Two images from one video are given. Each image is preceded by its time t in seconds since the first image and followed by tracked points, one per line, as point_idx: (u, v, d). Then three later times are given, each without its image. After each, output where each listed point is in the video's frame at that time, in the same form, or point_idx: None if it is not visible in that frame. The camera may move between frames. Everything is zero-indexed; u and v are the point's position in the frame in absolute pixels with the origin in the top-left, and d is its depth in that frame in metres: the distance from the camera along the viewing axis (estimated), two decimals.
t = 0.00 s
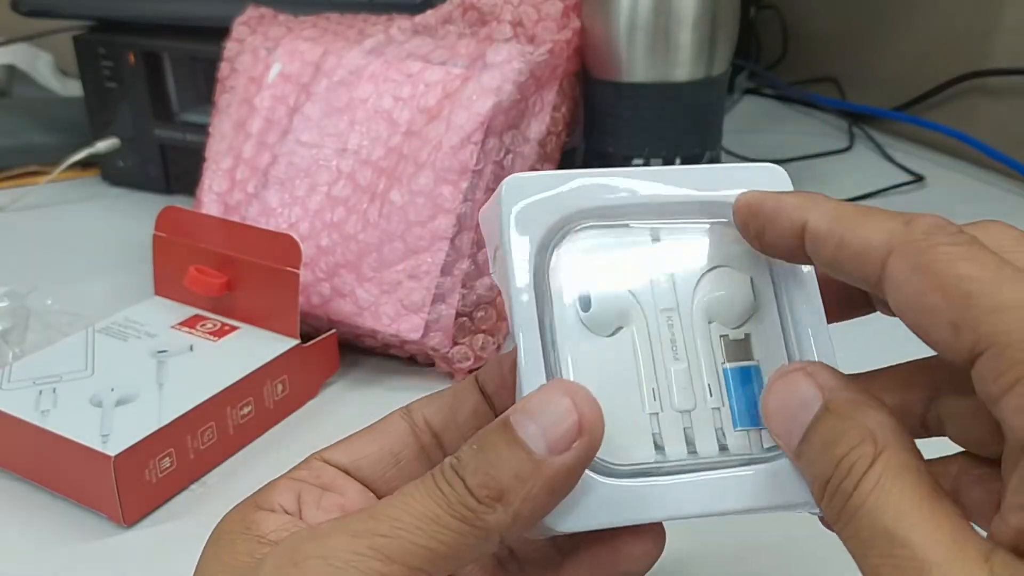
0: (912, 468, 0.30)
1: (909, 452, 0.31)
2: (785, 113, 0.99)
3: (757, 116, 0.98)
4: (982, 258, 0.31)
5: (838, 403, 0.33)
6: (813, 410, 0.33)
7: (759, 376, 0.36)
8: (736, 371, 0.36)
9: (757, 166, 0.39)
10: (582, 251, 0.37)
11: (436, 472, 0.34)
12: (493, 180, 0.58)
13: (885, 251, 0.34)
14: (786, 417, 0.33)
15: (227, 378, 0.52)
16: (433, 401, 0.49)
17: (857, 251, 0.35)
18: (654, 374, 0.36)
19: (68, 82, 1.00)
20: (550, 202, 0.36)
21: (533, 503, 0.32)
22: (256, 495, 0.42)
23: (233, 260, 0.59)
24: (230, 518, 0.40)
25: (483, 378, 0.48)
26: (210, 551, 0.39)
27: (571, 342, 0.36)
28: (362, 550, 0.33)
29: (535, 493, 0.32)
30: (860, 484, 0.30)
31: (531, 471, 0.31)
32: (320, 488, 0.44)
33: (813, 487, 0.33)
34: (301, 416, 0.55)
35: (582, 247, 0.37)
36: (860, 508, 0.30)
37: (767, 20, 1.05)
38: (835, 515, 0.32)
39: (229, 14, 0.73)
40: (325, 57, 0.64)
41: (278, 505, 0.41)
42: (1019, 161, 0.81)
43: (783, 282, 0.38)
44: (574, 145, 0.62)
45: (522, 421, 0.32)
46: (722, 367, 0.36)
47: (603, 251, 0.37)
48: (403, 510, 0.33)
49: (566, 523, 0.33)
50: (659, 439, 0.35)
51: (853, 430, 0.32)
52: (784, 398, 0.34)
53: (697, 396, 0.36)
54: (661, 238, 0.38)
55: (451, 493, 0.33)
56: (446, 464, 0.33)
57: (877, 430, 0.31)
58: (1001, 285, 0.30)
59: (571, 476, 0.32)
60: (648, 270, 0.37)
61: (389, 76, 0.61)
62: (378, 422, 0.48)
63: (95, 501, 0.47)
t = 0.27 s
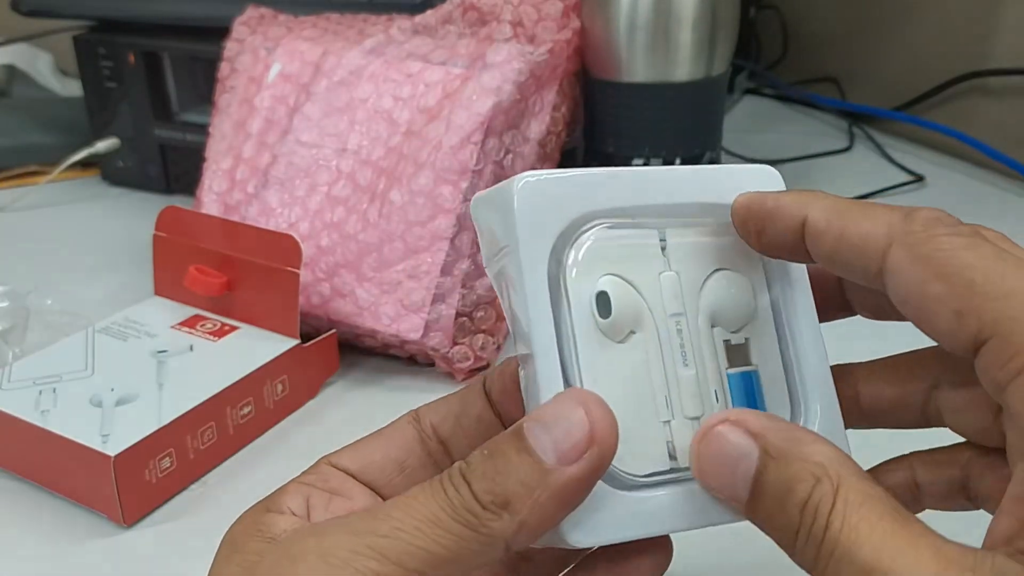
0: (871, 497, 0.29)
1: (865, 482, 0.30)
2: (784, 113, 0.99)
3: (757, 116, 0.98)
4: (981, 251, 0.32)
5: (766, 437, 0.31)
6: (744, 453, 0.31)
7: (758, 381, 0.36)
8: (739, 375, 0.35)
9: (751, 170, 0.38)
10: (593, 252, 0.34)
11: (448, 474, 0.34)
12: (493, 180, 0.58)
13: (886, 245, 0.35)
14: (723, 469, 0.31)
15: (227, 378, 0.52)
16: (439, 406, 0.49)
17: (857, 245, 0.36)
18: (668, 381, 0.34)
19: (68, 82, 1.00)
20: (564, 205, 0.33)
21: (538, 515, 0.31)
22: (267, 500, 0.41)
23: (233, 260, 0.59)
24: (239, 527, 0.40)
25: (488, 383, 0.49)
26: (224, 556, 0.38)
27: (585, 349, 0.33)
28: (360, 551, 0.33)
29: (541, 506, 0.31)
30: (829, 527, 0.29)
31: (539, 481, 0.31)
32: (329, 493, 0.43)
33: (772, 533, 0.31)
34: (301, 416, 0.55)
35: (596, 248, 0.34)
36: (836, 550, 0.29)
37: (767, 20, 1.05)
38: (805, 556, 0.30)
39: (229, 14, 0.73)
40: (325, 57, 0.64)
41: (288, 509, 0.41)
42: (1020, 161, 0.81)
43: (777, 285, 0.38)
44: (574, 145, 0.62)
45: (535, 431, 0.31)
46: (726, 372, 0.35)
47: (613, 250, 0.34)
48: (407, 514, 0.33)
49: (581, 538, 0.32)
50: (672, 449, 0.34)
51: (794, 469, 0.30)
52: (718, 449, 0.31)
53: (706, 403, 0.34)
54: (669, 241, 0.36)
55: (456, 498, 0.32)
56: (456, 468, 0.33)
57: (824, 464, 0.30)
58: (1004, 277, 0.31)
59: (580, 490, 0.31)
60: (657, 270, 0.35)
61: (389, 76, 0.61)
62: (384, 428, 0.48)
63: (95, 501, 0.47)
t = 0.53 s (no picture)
0: (840, 478, 0.28)
1: (830, 463, 0.29)
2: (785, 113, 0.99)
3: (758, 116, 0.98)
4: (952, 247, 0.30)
5: (727, 425, 0.30)
6: (700, 442, 0.30)
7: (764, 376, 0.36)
8: (746, 373, 0.35)
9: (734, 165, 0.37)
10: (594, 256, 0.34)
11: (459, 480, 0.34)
12: (493, 180, 0.58)
13: (857, 255, 0.32)
14: (675, 460, 0.30)
15: (227, 378, 0.52)
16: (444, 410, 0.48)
17: (830, 258, 0.33)
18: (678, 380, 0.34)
19: (68, 82, 1.00)
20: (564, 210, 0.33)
21: (545, 527, 0.31)
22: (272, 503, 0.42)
23: (233, 260, 0.59)
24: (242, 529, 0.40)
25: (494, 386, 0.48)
26: (230, 555, 0.39)
27: (597, 352, 0.33)
28: (366, 553, 0.33)
29: (548, 520, 0.31)
30: (797, 513, 0.28)
31: (548, 494, 0.31)
32: (332, 497, 0.44)
33: (734, 525, 0.30)
34: (302, 416, 0.55)
35: (598, 252, 0.34)
36: (808, 538, 0.28)
37: (767, 20, 1.05)
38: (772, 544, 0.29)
39: (229, 13, 0.73)
40: (325, 57, 0.64)
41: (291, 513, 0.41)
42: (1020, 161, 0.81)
43: (775, 291, 0.37)
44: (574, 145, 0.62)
45: (549, 443, 0.30)
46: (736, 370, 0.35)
47: (614, 251, 0.34)
48: (414, 519, 0.33)
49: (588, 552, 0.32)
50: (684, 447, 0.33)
51: (756, 456, 0.29)
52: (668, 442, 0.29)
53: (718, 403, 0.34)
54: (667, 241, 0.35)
55: (463, 506, 0.32)
56: (467, 475, 0.33)
57: (788, 447, 0.29)
58: (978, 271, 0.29)
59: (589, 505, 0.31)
60: (658, 273, 0.35)
61: (389, 76, 0.61)
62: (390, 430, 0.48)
63: (95, 501, 0.47)
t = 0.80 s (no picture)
0: (827, 486, 0.28)
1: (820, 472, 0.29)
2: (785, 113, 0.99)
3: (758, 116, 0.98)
4: (940, 252, 0.30)
5: (710, 437, 0.29)
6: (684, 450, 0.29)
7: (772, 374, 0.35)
8: (756, 369, 0.35)
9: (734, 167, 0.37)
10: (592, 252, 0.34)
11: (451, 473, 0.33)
12: (493, 180, 0.58)
13: (849, 267, 0.32)
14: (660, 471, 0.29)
15: (227, 378, 0.52)
16: (449, 406, 0.48)
17: (823, 273, 0.33)
18: (683, 374, 0.33)
19: (68, 82, 1.00)
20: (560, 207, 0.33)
21: (539, 516, 0.31)
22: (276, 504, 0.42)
23: (233, 260, 0.59)
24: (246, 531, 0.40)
25: (501, 382, 0.48)
26: (236, 556, 0.38)
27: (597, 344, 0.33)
28: (357, 549, 0.33)
29: (540, 508, 0.31)
30: (793, 520, 0.28)
31: (540, 484, 0.30)
32: (339, 496, 0.44)
33: (726, 538, 0.30)
34: (302, 416, 0.55)
35: (596, 247, 0.34)
36: (804, 549, 0.27)
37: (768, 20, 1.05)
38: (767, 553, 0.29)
39: (228, 13, 0.72)
40: (325, 57, 0.64)
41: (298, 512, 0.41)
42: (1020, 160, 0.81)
43: (782, 292, 0.37)
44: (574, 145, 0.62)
45: (541, 433, 0.30)
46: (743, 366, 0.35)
47: (613, 247, 0.34)
48: (407, 514, 0.33)
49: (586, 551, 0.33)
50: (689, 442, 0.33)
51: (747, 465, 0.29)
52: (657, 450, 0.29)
53: (725, 396, 0.34)
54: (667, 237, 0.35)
55: (455, 499, 0.32)
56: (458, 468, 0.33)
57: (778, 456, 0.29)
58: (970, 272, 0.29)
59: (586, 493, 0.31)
60: (658, 269, 0.35)
61: (389, 76, 0.61)
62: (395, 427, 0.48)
63: (95, 501, 0.47)
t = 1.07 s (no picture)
0: (802, 519, 0.28)
1: (787, 505, 0.29)
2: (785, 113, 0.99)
3: (759, 116, 0.98)
4: (928, 270, 0.29)
5: (689, 466, 0.30)
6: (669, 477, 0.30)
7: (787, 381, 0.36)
8: (771, 376, 0.35)
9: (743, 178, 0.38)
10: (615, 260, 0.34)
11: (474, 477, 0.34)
12: (493, 180, 0.58)
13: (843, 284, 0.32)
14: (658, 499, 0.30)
15: (227, 378, 0.52)
16: (455, 398, 0.48)
17: (819, 293, 0.33)
18: (704, 382, 0.33)
19: (68, 82, 1.00)
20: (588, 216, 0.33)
21: (557, 523, 0.31)
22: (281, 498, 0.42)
23: (233, 260, 0.59)
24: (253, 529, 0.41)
25: (510, 381, 0.48)
26: (241, 556, 0.39)
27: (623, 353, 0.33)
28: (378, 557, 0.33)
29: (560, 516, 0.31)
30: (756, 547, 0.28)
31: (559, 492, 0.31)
32: (350, 492, 0.44)
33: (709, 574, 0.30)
34: (302, 416, 0.55)
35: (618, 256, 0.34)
36: None
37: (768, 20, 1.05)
38: None
39: (228, 13, 0.72)
40: (324, 57, 0.64)
41: (307, 509, 0.41)
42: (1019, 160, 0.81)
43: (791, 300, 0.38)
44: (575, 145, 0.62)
45: (560, 439, 0.31)
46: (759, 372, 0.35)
47: (634, 255, 0.34)
48: (429, 520, 0.33)
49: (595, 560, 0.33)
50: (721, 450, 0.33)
51: (721, 496, 0.29)
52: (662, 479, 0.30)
53: (745, 402, 0.34)
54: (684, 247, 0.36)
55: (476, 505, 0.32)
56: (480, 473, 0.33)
57: (749, 491, 0.29)
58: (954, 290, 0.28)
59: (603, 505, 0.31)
60: (677, 279, 0.35)
61: (389, 76, 0.61)
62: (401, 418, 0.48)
63: (95, 501, 0.47)
